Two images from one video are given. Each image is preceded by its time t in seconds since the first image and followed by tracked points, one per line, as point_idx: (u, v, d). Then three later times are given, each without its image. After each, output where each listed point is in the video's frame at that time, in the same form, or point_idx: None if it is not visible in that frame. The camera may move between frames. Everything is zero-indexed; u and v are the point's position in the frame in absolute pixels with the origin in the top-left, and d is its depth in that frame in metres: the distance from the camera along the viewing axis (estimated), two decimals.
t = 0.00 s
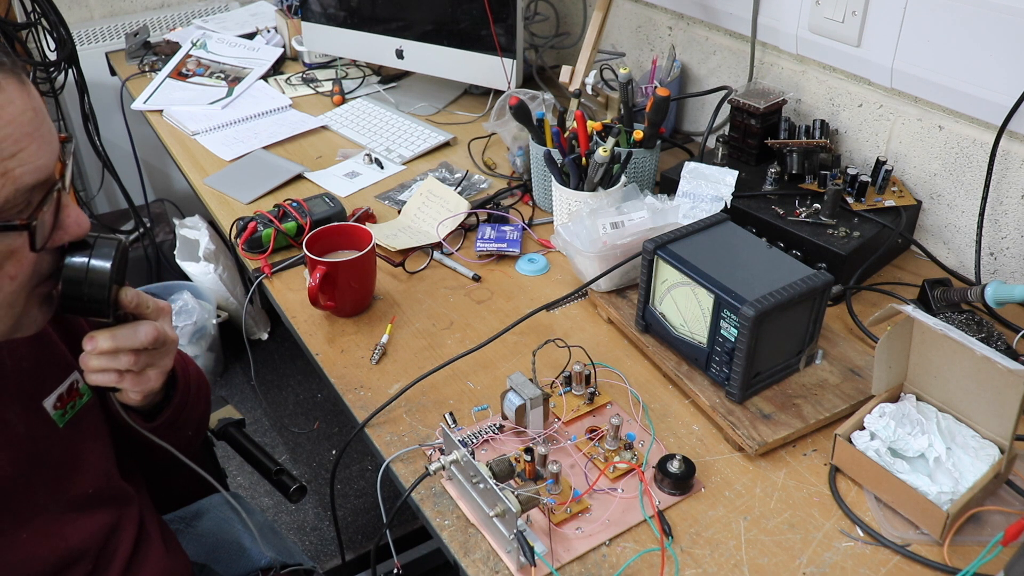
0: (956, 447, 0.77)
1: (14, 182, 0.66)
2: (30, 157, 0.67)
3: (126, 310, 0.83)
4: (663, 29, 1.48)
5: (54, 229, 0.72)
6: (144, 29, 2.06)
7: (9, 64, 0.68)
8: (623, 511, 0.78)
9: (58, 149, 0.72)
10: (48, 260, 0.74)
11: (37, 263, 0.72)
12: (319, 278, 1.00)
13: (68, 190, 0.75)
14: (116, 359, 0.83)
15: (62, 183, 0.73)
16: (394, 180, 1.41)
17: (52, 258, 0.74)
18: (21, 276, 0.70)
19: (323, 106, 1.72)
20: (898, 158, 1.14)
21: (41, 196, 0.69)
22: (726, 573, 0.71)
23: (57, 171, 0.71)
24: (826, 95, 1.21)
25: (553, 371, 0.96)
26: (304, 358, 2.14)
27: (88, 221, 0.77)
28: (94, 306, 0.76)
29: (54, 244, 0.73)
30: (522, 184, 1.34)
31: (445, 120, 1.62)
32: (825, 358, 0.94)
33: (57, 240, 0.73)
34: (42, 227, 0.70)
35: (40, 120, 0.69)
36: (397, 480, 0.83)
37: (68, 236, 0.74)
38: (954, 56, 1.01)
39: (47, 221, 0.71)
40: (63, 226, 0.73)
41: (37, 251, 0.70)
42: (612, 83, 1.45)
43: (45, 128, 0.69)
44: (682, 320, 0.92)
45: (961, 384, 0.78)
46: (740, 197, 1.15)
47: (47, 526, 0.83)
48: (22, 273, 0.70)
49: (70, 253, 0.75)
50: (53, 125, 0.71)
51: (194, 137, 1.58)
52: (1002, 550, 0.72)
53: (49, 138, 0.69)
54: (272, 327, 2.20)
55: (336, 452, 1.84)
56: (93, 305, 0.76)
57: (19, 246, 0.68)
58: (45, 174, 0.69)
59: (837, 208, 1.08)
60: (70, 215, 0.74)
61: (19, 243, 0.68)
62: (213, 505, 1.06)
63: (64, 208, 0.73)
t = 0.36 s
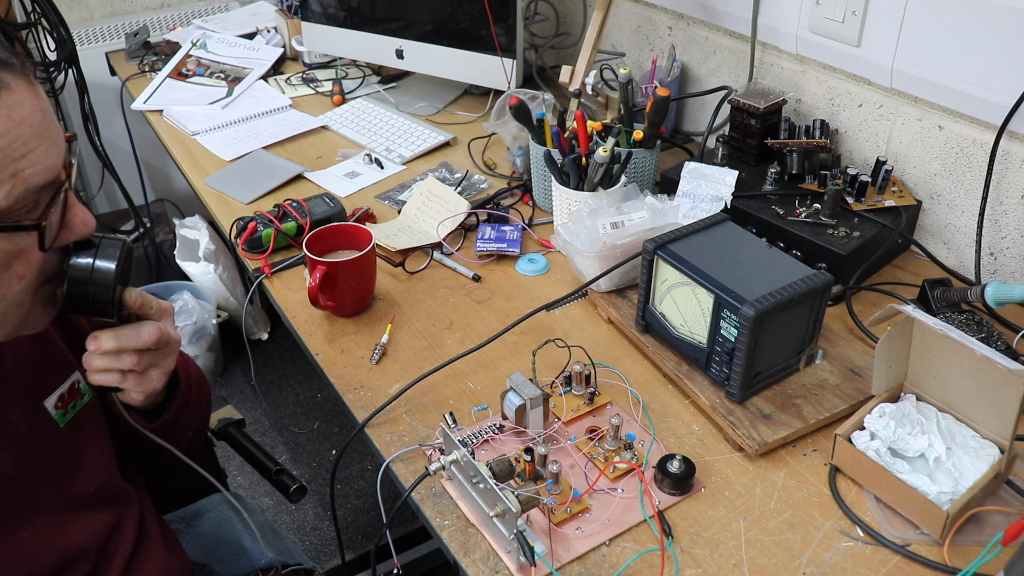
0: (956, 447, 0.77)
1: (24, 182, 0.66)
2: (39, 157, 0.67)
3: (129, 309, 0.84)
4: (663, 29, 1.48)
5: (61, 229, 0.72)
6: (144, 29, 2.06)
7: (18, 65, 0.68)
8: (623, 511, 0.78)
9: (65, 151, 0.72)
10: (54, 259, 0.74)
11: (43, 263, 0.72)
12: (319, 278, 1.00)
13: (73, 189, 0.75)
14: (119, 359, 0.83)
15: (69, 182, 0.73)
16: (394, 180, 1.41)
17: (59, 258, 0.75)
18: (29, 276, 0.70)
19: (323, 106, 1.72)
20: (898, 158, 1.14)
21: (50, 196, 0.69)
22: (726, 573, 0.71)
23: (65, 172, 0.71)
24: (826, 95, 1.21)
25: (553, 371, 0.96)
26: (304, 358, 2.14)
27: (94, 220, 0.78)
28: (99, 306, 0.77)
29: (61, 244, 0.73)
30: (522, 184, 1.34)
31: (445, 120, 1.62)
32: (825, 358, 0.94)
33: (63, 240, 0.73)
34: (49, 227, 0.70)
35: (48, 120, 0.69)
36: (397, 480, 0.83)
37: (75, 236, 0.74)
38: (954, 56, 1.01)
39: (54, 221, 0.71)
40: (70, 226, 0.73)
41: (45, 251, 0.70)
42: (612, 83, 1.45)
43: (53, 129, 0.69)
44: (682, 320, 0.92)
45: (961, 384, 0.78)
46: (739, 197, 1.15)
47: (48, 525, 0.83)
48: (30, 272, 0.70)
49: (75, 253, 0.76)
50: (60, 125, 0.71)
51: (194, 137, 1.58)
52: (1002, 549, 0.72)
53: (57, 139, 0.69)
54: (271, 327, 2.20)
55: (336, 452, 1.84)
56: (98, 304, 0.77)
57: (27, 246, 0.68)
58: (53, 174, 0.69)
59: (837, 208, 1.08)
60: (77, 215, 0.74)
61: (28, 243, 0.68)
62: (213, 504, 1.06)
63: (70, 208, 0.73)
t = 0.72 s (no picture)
0: (956, 447, 0.77)
1: (27, 182, 0.66)
2: (42, 156, 0.67)
3: (127, 309, 0.83)
4: (663, 29, 1.48)
5: (64, 228, 0.73)
6: (144, 29, 2.06)
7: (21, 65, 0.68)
8: (623, 511, 0.78)
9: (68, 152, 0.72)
10: (56, 259, 0.74)
11: (48, 262, 0.73)
12: (319, 278, 1.00)
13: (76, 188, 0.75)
14: (115, 358, 0.84)
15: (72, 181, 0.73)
16: (394, 180, 1.41)
17: (59, 257, 0.74)
18: (33, 274, 0.71)
19: (323, 106, 1.72)
20: (898, 158, 1.14)
21: (53, 195, 0.69)
22: (726, 574, 0.71)
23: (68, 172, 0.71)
24: (826, 95, 1.21)
25: (553, 371, 0.96)
26: (304, 358, 2.14)
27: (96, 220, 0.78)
28: (97, 306, 0.76)
29: (63, 244, 0.74)
30: (522, 183, 1.34)
31: (445, 120, 1.62)
32: (825, 358, 0.94)
33: (66, 240, 0.74)
34: (53, 227, 0.70)
35: (51, 120, 0.68)
36: (397, 480, 0.83)
37: (77, 234, 0.75)
38: (954, 56, 1.01)
39: (57, 220, 0.71)
40: (72, 224, 0.74)
41: (49, 250, 0.71)
42: (612, 83, 1.45)
43: (56, 129, 0.69)
44: (682, 320, 0.92)
45: (962, 384, 0.78)
46: (740, 197, 1.15)
47: (48, 525, 0.83)
48: (33, 272, 0.71)
49: (75, 254, 0.75)
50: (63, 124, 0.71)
51: (194, 137, 1.58)
52: (1002, 549, 0.72)
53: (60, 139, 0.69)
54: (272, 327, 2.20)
55: (336, 452, 1.84)
56: (95, 303, 0.76)
57: (32, 246, 0.68)
58: (55, 175, 0.69)
59: (837, 208, 1.08)
60: (79, 215, 0.75)
61: (31, 243, 0.68)
62: (213, 505, 1.06)
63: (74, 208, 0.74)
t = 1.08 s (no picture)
0: (956, 447, 0.77)
1: (26, 184, 0.66)
2: (41, 158, 0.67)
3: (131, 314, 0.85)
4: (663, 29, 1.48)
5: (63, 229, 0.72)
6: (145, 29, 2.06)
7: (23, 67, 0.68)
8: (623, 511, 0.78)
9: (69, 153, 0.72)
10: (57, 260, 0.74)
11: (47, 263, 0.73)
12: (319, 278, 1.00)
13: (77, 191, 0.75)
14: (119, 363, 0.83)
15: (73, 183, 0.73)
16: (394, 180, 1.41)
17: (60, 258, 0.75)
18: (32, 275, 0.71)
19: (323, 106, 1.72)
20: (898, 158, 1.14)
21: (52, 197, 0.69)
22: (726, 574, 0.71)
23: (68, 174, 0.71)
24: (826, 95, 1.21)
25: (553, 371, 0.96)
26: (304, 357, 2.14)
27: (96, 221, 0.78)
28: (100, 310, 0.77)
29: (63, 244, 0.73)
30: (522, 184, 1.34)
31: (445, 120, 1.62)
32: (825, 358, 0.94)
33: (66, 241, 0.73)
34: (52, 229, 0.70)
35: (52, 121, 0.68)
36: (397, 480, 0.83)
37: (77, 236, 0.74)
38: (955, 56, 1.01)
39: (57, 222, 0.71)
40: (73, 226, 0.73)
41: (48, 252, 0.71)
42: (612, 83, 1.45)
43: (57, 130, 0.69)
44: (682, 320, 0.92)
45: (962, 384, 0.78)
46: (739, 197, 1.15)
47: (48, 525, 0.83)
48: (33, 273, 0.71)
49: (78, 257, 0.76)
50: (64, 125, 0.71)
51: (194, 137, 1.58)
52: (1002, 549, 0.72)
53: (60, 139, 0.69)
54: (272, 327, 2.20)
55: (336, 452, 1.84)
56: (100, 308, 0.77)
57: (30, 247, 0.68)
58: (55, 177, 0.69)
59: (837, 208, 1.08)
60: (80, 216, 0.74)
61: (30, 245, 0.68)
62: (213, 505, 1.06)
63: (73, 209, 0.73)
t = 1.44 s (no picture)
0: (956, 447, 0.77)
1: (12, 203, 0.66)
2: (32, 178, 0.67)
3: (127, 334, 0.82)
4: (663, 29, 1.48)
5: (58, 247, 0.72)
6: (144, 29, 2.06)
7: (22, 80, 0.69)
8: (623, 511, 0.78)
9: (67, 166, 0.72)
10: (48, 278, 0.74)
11: (35, 282, 0.72)
12: (319, 278, 1.00)
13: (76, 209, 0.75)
14: (112, 380, 0.82)
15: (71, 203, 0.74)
16: (394, 180, 1.41)
17: (53, 275, 0.74)
18: (17, 293, 0.70)
19: (323, 106, 1.72)
20: (898, 158, 1.14)
21: (46, 213, 0.70)
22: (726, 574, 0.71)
23: (65, 190, 0.72)
24: (826, 95, 1.21)
25: (553, 371, 0.96)
26: (304, 357, 2.14)
27: (93, 238, 0.77)
28: (92, 328, 0.76)
29: (57, 263, 0.73)
30: (522, 183, 1.34)
31: (445, 120, 1.62)
32: (825, 358, 0.94)
33: (60, 258, 0.73)
34: (36, 250, 0.69)
35: (49, 138, 0.69)
36: (396, 480, 0.83)
37: (72, 253, 0.74)
38: (956, 56, 1.01)
39: (46, 239, 0.70)
40: (68, 243, 0.73)
41: (32, 272, 0.70)
42: (612, 83, 1.45)
43: (53, 147, 0.70)
44: (682, 320, 0.92)
45: (961, 384, 0.78)
46: (739, 197, 1.15)
47: (49, 524, 0.83)
48: (18, 291, 0.70)
49: (71, 273, 0.75)
50: (65, 139, 0.72)
51: (194, 137, 1.58)
52: (1002, 549, 0.72)
53: (57, 156, 0.70)
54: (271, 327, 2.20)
55: (336, 452, 1.84)
56: (92, 326, 0.76)
57: (13, 267, 0.68)
58: (50, 193, 0.69)
59: (837, 208, 1.08)
60: (75, 234, 0.74)
61: (15, 262, 0.67)
62: (213, 504, 1.06)
63: (69, 228, 0.73)
